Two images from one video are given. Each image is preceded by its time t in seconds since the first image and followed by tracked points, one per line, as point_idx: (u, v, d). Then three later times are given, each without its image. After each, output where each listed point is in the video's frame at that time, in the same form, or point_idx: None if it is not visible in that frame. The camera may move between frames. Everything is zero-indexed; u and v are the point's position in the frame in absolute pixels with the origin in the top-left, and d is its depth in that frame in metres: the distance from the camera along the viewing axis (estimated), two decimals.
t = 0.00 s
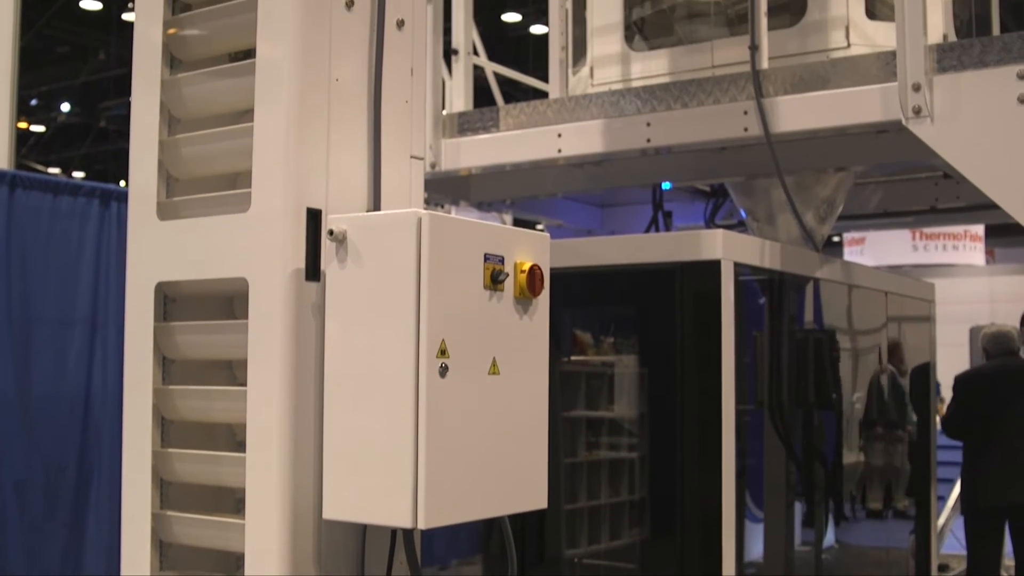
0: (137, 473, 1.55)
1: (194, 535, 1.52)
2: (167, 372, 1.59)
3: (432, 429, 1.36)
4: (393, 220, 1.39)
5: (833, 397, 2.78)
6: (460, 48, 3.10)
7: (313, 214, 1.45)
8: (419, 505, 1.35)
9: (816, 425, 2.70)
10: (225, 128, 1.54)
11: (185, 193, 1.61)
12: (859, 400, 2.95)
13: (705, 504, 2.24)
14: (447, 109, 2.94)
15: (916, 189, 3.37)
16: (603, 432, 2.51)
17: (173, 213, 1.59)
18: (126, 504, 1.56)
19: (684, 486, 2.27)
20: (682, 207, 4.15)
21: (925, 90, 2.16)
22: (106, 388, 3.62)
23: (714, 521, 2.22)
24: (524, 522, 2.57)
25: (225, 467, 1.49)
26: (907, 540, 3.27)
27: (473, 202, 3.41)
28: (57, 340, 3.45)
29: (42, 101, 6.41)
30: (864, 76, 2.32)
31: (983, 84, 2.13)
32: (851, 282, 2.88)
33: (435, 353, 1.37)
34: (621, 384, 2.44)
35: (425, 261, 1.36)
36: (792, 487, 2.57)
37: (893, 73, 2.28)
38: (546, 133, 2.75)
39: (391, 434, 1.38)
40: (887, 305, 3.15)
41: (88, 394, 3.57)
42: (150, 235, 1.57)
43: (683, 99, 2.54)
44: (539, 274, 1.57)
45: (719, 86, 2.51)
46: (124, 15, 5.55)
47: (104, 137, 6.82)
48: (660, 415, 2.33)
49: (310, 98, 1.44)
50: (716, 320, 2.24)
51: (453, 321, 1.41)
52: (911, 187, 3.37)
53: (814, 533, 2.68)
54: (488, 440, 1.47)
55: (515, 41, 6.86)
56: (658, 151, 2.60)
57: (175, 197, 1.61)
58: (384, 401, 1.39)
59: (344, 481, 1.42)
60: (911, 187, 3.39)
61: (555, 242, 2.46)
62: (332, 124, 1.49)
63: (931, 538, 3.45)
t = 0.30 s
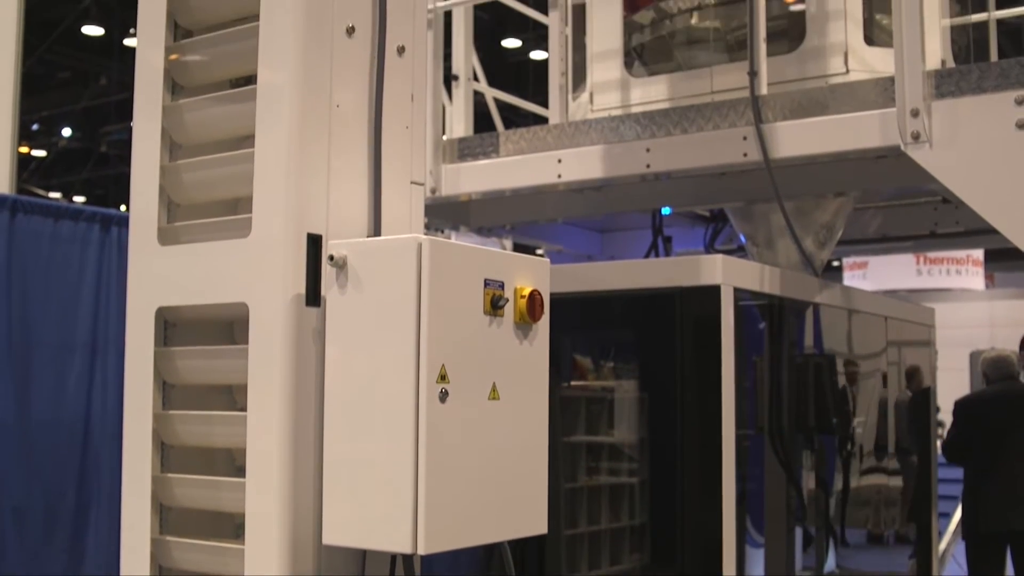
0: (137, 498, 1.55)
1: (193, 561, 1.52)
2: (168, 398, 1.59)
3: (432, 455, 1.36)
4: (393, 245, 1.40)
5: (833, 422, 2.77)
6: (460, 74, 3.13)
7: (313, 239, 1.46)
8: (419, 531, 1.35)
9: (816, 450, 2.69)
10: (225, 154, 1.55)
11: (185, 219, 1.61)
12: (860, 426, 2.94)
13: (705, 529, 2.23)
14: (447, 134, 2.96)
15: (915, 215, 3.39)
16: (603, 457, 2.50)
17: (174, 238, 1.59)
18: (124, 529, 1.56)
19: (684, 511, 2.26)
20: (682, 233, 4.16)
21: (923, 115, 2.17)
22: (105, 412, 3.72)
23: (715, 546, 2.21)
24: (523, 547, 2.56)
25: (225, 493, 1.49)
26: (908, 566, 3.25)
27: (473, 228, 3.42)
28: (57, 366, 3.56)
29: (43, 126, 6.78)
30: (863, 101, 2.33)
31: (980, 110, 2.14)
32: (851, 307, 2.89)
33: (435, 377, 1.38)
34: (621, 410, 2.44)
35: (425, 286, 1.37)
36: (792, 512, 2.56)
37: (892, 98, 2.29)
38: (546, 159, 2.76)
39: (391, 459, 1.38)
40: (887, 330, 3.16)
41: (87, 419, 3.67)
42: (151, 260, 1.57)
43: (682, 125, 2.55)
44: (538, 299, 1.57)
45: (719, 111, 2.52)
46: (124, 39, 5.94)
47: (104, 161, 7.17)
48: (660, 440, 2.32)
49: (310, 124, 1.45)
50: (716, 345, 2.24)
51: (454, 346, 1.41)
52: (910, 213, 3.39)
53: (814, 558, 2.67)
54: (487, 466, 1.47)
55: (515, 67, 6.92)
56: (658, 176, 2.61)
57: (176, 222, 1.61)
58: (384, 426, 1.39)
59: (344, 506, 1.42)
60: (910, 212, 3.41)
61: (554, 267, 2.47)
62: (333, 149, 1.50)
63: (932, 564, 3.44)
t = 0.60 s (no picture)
0: (136, 524, 1.54)
1: None
2: (167, 423, 1.58)
3: (433, 481, 1.36)
4: (393, 271, 1.40)
5: (834, 447, 2.76)
6: (460, 100, 3.14)
7: (314, 264, 1.46)
8: (419, 557, 1.35)
9: (817, 475, 2.68)
10: (226, 180, 1.56)
11: (185, 244, 1.61)
12: (861, 450, 2.93)
13: (705, 555, 2.22)
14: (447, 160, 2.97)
15: (915, 239, 3.39)
16: (603, 482, 2.50)
17: (174, 263, 1.59)
18: (123, 555, 1.55)
19: (684, 537, 2.25)
20: (681, 257, 4.16)
21: (922, 141, 2.18)
22: (105, 438, 3.78)
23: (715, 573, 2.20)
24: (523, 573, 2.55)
25: (224, 519, 1.48)
26: None
27: (473, 253, 3.43)
28: (58, 393, 3.64)
29: (43, 151, 6.88)
30: (862, 127, 2.34)
31: (979, 134, 2.15)
32: (851, 332, 2.88)
33: (436, 404, 1.37)
34: (621, 435, 2.44)
35: (425, 312, 1.37)
36: (793, 538, 2.55)
37: (891, 124, 2.30)
38: (546, 184, 2.77)
39: (392, 485, 1.37)
40: (887, 355, 3.15)
41: (87, 446, 3.74)
42: (152, 285, 1.57)
43: (682, 150, 2.57)
44: (538, 325, 1.57)
45: (718, 137, 2.53)
46: (126, 64, 6.27)
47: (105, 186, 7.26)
48: (660, 465, 2.32)
49: (311, 150, 1.46)
50: (716, 371, 2.24)
51: (454, 372, 1.41)
52: (910, 237, 3.39)
53: None
54: (488, 491, 1.47)
55: (515, 92, 6.95)
56: (658, 202, 2.61)
57: (177, 247, 1.61)
58: (385, 452, 1.38)
59: (344, 533, 1.41)
60: (910, 237, 3.41)
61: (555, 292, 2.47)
62: (334, 175, 1.50)
63: None
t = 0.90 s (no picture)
0: (135, 550, 1.53)
1: None
2: (167, 448, 1.58)
3: (433, 507, 1.36)
4: (393, 296, 1.40)
5: (835, 472, 2.76)
6: (460, 126, 3.16)
7: (314, 290, 1.46)
8: None
9: (817, 500, 2.67)
10: (228, 205, 1.56)
11: (186, 270, 1.62)
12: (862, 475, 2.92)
13: None
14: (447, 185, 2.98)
15: (915, 264, 3.39)
16: (604, 508, 2.49)
17: (175, 289, 1.59)
18: None
19: (684, 563, 2.24)
20: (681, 282, 4.16)
21: (921, 167, 2.19)
22: (105, 463, 3.77)
23: None
24: None
25: (224, 545, 1.48)
26: None
27: (473, 278, 3.43)
28: (58, 418, 3.63)
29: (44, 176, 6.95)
30: (861, 152, 2.35)
31: (978, 159, 2.17)
32: (851, 358, 2.88)
33: (436, 430, 1.38)
34: (621, 461, 2.44)
35: (425, 338, 1.37)
36: (793, 563, 2.53)
37: (890, 149, 2.32)
38: (546, 210, 2.78)
39: (392, 510, 1.37)
40: (888, 380, 3.15)
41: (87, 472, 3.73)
42: (152, 311, 1.57)
43: (682, 175, 2.58)
44: (538, 350, 1.57)
45: (717, 163, 2.54)
46: (128, 90, 6.33)
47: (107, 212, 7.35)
48: (660, 490, 2.31)
49: (311, 176, 1.46)
50: (716, 396, 2.24)
51: (454, 398, 1.41)
52: (910, 262, 3.40)
53: None
54: (488, 517, 1.46)
55: (516, 118, 6.99)
56: (657, 227, 2.62)
57: (178, 273, 1.61)
58: (384, 478, 1.38)
59: (343, 559, 1.41)
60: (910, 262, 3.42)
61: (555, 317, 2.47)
62: (334, 201, 1.51)
63: None
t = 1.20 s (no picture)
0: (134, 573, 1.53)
1: None
2: (168, 470, 1.58)
3: (432, 529, 1.36)
4: (393, 319, 1.40)
5: (835, 495, 2.75)
6: (460, 148, 3.18)
7: (315, 312, 1.46)
8: None
9: (818, 523, 2.66)
10: (228, 228, 1.57)
11: (186, 292, 1.62)
12: (862, 497, 2.91)
13: None
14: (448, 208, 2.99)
15: (915, 286, 3.39)
16: (604, 530, 2.48)
17: (175, 311, 1.60)
18: None
19: None
20: (681, 304, 4.17)
21: (921, 189, 2.20)
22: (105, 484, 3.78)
23: None
24: None
25: (223, 567, 1.47)
26: None
27: (473, 300, 3.43)
28: (57, 439, 3.63)
29: (46, 199, 6.93)
30: (860, 174, 2.36)
31: (977, 182, 2.18)
32: (851, 380, 2.88)
33: (436, 452, 1.37)
34: (621, 483, 2.43)
35: (425, 360, 1.37)
36: None
37: (889, 172, 2.32)
38: (546, 233, 2.79)
39: (392, 533, 1.37)
40: (888, 402, 3.14)
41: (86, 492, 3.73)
42: (152, 333, 1.58)
43: (682, 198, 2.58)
44: (538, 373, 1.57)
45: (717, 185, 2.55)
46: (129, 112, 6.35)
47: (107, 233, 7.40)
48: (660, 512, 2.30)
49: (312, 199, 1.47)
50: (716, 419, 2.23)
51: (454, 420, 1.41)
52: (909, 284, 3.40)
53: None
54: (488, 540, 1.46)
55: (516, 141, 7.01)
56: (657, 250, 2.63)
57: (178, 295, 1.62)
58: (384, 499, 1.38)
59: None
60: (909, 284, 3.42)
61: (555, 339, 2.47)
62: (335, 223, 1.52)
63: None
